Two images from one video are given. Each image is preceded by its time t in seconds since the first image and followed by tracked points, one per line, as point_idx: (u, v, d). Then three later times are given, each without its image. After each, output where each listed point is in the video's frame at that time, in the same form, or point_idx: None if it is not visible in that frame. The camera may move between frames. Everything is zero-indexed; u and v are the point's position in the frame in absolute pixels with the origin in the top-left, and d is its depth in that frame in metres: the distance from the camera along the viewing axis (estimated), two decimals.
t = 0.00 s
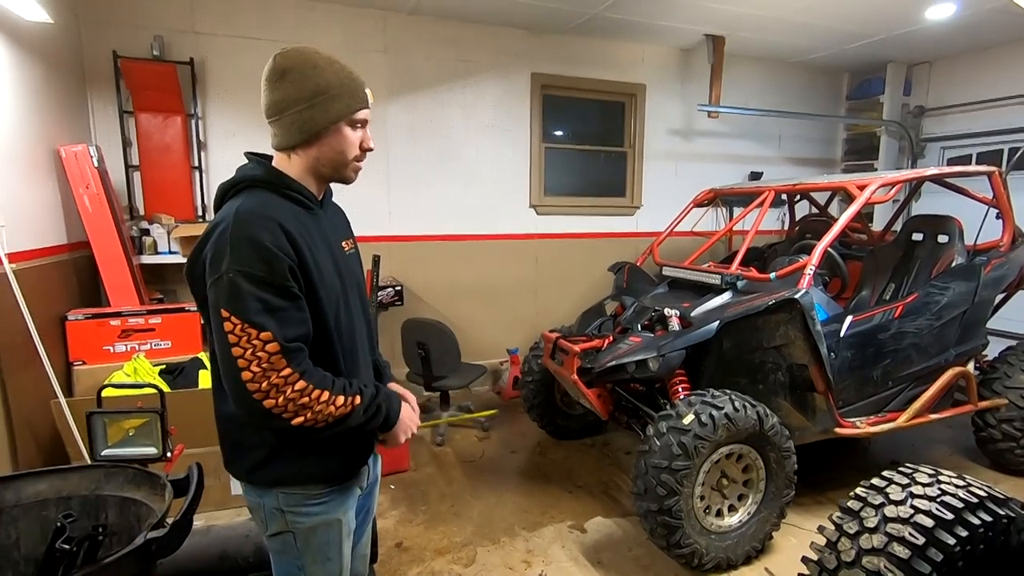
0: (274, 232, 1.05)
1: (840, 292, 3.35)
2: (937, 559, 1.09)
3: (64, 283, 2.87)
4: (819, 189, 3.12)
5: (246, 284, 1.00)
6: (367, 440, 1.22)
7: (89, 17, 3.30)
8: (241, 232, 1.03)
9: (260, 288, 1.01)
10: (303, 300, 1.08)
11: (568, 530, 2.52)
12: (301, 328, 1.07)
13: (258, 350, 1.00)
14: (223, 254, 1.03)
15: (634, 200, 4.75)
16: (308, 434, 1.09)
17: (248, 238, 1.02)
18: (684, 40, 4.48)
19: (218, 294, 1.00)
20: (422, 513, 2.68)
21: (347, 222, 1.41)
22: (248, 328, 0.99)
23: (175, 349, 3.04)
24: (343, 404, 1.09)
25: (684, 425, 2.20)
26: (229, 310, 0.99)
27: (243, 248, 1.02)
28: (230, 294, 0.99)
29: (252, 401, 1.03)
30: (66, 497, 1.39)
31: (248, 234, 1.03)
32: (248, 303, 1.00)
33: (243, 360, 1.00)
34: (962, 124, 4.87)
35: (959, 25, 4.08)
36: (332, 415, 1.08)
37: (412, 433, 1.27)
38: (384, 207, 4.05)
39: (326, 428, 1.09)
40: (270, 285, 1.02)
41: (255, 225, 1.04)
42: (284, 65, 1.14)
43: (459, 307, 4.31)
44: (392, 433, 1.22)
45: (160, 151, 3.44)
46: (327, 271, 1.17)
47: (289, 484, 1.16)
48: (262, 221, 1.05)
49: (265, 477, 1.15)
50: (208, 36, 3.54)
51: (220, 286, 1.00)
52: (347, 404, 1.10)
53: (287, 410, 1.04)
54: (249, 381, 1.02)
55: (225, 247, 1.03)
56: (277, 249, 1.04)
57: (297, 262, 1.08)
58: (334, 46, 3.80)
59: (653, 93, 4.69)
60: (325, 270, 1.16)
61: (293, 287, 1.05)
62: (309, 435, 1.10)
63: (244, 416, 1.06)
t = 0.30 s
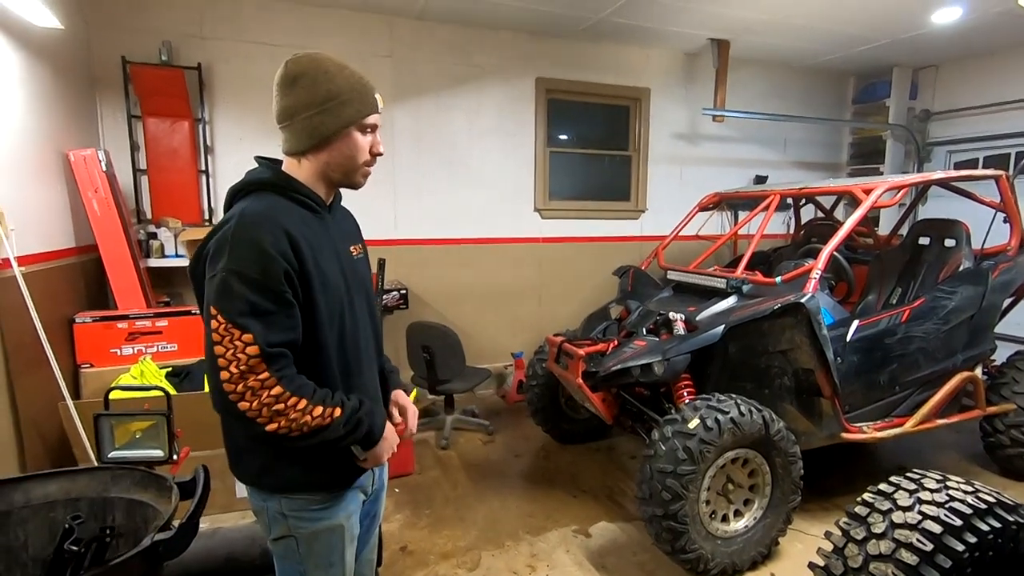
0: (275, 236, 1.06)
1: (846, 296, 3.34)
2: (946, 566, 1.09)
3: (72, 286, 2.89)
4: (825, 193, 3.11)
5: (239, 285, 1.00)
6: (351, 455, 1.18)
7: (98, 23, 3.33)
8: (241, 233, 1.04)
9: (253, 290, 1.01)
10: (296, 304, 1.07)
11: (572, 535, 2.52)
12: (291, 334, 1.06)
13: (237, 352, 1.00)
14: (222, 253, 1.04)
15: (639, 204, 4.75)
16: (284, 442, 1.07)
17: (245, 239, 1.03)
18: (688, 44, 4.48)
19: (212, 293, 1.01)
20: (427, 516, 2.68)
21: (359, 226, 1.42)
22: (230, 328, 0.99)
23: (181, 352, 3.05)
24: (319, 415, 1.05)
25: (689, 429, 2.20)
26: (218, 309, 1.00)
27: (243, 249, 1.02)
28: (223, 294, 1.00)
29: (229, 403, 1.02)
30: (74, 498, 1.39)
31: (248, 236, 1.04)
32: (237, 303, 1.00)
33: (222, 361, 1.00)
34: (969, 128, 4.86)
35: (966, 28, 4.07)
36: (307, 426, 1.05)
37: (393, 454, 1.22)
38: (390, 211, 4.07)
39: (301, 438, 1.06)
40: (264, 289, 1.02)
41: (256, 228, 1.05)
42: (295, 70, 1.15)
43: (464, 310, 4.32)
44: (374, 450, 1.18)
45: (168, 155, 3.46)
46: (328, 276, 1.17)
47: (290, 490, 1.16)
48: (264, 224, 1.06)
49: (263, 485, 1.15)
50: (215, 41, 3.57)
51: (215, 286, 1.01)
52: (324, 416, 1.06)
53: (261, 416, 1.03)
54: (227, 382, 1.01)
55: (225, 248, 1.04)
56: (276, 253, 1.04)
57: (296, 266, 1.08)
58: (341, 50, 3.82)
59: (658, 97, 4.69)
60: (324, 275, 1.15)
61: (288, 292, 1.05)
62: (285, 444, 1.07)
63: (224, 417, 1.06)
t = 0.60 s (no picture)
0: (265, 233, 1.05)
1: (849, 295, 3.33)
2: (950, 564, 1.07)
3: (74, 286, 2.89)
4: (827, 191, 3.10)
5: (225, 282, 1.00)
6: (340, 458, 1.16)
7: (100, 23, 3.33)
8: (231, 230, 1.03)
9: (238, 287, 1.00)
10: (284, 302, 1.06)
11: (574, 534, 2.51)
12: (277, 332, 1.05)
13: (221, 348, 0.99)
14: (211, 249, 1.04)
15: (641, 203, 4.73)
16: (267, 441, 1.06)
17: (234, 234, 1.03)
18: (690, 42, 4.47)
19: (199, 290, 1.01)
20: (428, 516, 2.67)
21: (360, 225, 1.41)
22: (215, 324, 0.99)
23: (182, 351, 3.05)
24: (303, 416, 1.04)
25: (691, 428, 2.18)
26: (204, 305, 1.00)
27: (231, 246, 1.02)
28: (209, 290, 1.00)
29: (212, 400, 1.02)
30: (72, 497, 1.39)
31: (237, 233, 1.03)
32: (223, 300, 0.99)
33: (207, 357, 1.00)
34: (972, 126, 4.83)
35: (970, 26, 4.05)
36: (290, 426, 1.03)
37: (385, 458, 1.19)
38: (391, 210, 4.06)
39: (284, 438, 1.04)
40: (250, 286, 1.01)
41: (246, 225, 1.04)
42: (293, 67, 1.15)
43: (465, 310, 4.31)
44: (361, 455, 1.13)
45: (170, 155, 3.46)
46: (321, 275, 1.16)
47: (286, 489, 1.15)
48: (254, 221, 1.05)
49: (258, 483, 1.15)
50: (217, 41, 3.57)
51: (202, 282, 1.01)
52: (309, 417, 1.04)
53: (243, 414, 1.02)
54: (210, 378, 1.00)
55: (215, 244, 1.03)
56: (264, 250, 1.03)
57: (286, 264, 1.08)
58: (342, 49, 3.82)
59: (660, 96, 4.68)
60: (317, 273, 1.14)
61: (275, 290, 1.04)
62: (269, 444, 1.06)
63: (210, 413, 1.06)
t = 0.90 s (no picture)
0: (260, 232, 1.04)
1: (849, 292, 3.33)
2: (949, 562, 1.07)
3: (73, 285, 2.88)
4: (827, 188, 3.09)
5: (218, 280, 1.00)
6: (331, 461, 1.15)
7: (97, 22, 3.32)
8: (225, 228, 1.03)
9: (231, 286, 1.00)
10: (277, 301, 1.06)
11: (574, 532, 2.51)
12: (268, 331, 1.04)
13: (209, 346, 0.98)
14: (206, 247, 1.03)
15: (640, 200, 4.73)
16: (254, 440, 1.05)
17: (229, 233, 1.02)
18: (690, 39, 4.46)
19: (193, 288, 1.01)
20: (428, 514, 2.67)
21: (361, 224, 1.41)
22: (204, 321, 0.99)
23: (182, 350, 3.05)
24: (289, 417, 1.03)
25: (691, 426, 2.18)
26: (196, 303, 1.00)
27: (225, 244, 1.01)
28: (202, 288, 0.99)
29: (200, 397, 1.01)
30: (71, 497, 1.39)
31: (232, 231, 1.03)
32: (215, 298, 0.99)
33: (195, 353, 0.99)
34: (972, 122, 4.83)
35: (970, 22, 4.04)
36: (276, 426, 1.02)
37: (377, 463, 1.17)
38: (390, 208, 4.05)
39: (269, 439, 1.04)
40: (243, 285, 1.01)
41: (241, 224, 1.04)
42: (291, 65, 1.14)
43: (465, 308, 4.31)
44: (350, 459, 1.13)
45: (168, 154, 3.45)
46: (317, 275, 1.15)
47: (284, 489, 1.15)
48: (249, 220, 1.05)
49: (255, 482, 1.15)
50: (215, 39, 3.56)
51: (196, 280, 1.01)
52: (295, 418, 1.03)
53: (230, 412, 1.01)
54: (197, 375, 1.00)
55: (209, 242, 1.03)
56: (258, 249, 1.03)
57: (281, 262, 1.07)
58: (340, 47, 3.81)
59: (660, 93, 4.67)
60: (313, 273, 1.14)
61: (269, 289, 1.03)
62: (257, 443, 1.05)
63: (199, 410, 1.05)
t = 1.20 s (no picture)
0: (261, 231, 1.04)
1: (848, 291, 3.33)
2: (949, 563, 1.07)
3: (72, 285, 2.88)
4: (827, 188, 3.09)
5: (218, 279, 0.99)
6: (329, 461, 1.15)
7: (96, 21, 3.31)
8: (226, 227, 1.03)
9: (231, 285, 1.00)
10: (277, 300, 1.05)
11: (573, 532, 2.51)
12: (268, 330, 1.04)
13: (208, 344, 0.98)
14: (207, 246, 1.03)
15: (640, 200, 4.73)
16: (252, 440, 1.05)
17: (230, 232, 1.02)
18: (690, 39, 4.46)
19: (193, 286, 1.01)
20: (428, 514, 2.67)
21: (361, 225, 1.40)
22: (204, 319, 0.98)
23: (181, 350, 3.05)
24: (288, 416, 1.02)
25: (691, 426, 2.18)
26: (196, 302, 0.99)
27: (226, 243, 1.01)
28: (202, 287, 0.99)
29: (198, 395, 1.01)
30: (71, 498, 1.38)
31: (233, 230, 1.02)
32: (215, 297, 0.99)
33: (194, 352, 0.99)
34: (972, 122, 4.83)
35: (970, 21, 4.03)
36: (274, 425, 1.02)
37: (376, 463, 1.17)
38: (390, 208, 4.05)
39: (268, 438, 1.03)
40: (243, 284, 1.01)
41: (242, 223, 1.04)
42: (296, 67, 1.14)
43: (465, 308, 4.31)
44: (348, 460, 1.12)
45: (167, 154, 3.45)
46: (317, 275, 1.15)
47: (283, 488, 1.15)
48: (250, 219, 1.04)
49: (255, 481, 1.15)
50: (214, 39, 3.56)
51: (196, 278, 1.00)
52: (294, 417, 1.03)
53: (228, 411, 1.01)
54: (196, 374, 1.00)
55: (209, 241, 1.03)
56: (259, 248, 1.02)
57: (282, 262, 1.07)
58: (340, 47, 3.80)
59: (659, 93, 4.67)
60: (313, 273, 1.14)
61: (269, 288, 1.03)
62: (255, 442, 1.05)
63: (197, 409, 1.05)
